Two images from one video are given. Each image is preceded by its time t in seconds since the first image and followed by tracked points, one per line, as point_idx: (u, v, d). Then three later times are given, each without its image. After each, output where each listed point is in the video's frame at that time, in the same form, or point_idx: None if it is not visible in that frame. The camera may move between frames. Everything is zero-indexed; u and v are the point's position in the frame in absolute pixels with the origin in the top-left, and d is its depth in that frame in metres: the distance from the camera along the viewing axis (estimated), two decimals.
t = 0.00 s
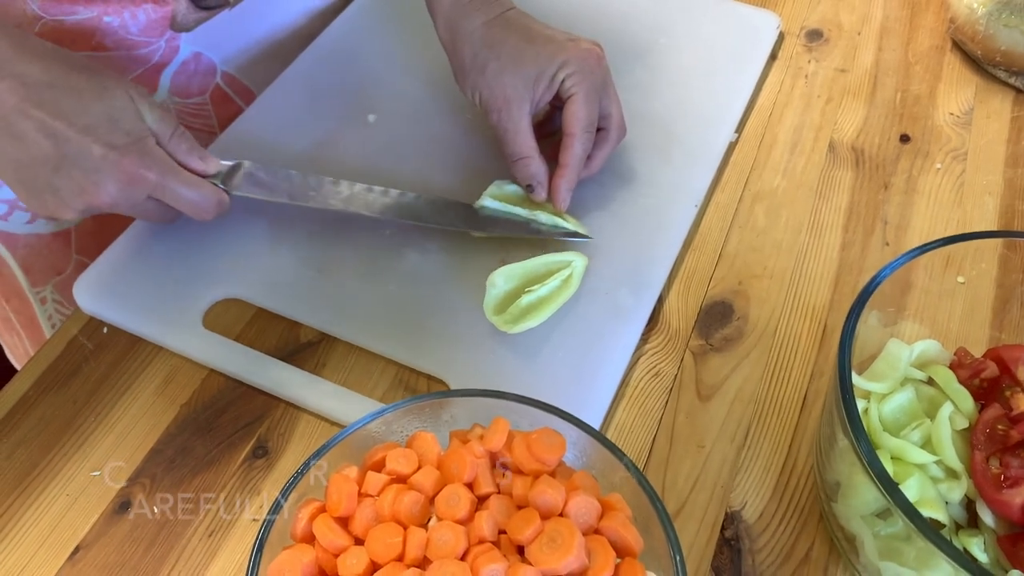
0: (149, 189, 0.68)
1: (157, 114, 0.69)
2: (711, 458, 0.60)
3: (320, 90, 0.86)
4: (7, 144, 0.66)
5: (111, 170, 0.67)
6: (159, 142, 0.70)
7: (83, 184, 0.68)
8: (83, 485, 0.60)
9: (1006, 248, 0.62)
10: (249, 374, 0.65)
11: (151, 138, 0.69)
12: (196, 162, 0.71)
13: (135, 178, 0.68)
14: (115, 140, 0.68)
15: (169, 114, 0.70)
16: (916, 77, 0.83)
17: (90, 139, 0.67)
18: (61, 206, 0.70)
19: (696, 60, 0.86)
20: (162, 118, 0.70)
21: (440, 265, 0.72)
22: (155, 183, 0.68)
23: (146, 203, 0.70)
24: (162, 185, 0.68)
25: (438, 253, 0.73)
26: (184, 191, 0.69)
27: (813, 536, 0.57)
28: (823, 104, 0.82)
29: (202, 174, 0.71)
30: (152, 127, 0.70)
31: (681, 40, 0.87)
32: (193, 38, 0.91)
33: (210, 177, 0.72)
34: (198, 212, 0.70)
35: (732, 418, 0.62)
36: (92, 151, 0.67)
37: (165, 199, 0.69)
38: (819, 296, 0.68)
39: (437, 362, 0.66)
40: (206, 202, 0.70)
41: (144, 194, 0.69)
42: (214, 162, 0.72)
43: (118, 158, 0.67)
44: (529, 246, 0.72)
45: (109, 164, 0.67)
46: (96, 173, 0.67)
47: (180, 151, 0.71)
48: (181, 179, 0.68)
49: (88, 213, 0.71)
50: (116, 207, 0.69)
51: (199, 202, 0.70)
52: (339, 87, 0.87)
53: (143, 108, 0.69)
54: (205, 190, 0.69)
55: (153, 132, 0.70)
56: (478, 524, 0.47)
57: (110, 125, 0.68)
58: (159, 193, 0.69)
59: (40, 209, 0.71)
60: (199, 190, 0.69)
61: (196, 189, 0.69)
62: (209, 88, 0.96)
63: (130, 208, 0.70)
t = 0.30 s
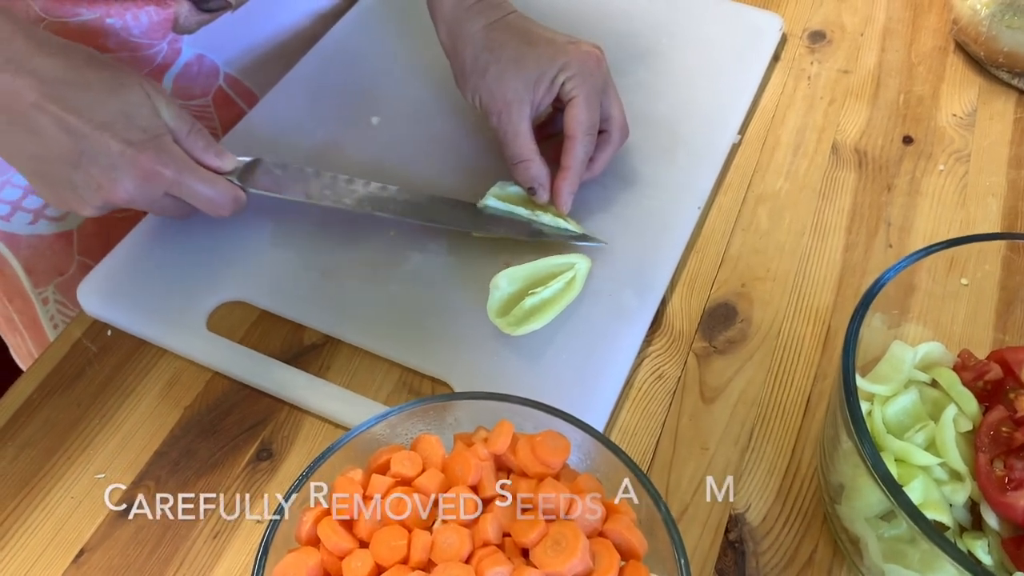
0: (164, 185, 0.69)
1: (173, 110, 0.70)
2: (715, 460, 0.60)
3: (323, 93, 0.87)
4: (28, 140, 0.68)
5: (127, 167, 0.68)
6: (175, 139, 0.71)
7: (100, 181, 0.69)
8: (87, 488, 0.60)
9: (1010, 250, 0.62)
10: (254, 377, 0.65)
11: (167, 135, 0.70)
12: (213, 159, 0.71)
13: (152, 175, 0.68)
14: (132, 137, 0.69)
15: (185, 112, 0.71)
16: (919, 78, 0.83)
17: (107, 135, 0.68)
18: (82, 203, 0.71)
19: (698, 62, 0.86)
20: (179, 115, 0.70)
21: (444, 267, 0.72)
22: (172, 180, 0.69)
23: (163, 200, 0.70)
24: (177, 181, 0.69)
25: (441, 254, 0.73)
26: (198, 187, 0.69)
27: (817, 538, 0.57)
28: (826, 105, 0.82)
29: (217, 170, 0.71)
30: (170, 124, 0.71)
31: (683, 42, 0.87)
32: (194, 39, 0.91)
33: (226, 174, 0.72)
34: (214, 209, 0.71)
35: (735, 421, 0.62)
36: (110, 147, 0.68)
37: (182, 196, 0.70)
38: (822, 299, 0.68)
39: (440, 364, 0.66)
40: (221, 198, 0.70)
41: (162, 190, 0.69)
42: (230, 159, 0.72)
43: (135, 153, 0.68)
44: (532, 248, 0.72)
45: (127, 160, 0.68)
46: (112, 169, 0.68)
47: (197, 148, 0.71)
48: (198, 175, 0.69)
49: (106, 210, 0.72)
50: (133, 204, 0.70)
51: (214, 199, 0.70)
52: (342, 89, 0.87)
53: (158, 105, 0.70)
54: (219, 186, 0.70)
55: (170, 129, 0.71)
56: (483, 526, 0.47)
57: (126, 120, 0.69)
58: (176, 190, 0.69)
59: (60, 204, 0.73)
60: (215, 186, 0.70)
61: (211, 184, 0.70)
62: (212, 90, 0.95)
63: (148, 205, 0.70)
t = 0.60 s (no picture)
0: (139, 168, 0.70)
1: (149, 94, 0.71)
2: (720, 461, 0.60)
3: (326, 94, 0.87)
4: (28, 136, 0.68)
5: (102, 150, 0.69)
6: (151, 122, 0.71)
7: (75, 163, 0.70)
8: (92, 489, 0.60)
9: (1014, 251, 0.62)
10: (258, 377, 0.65)
11: (141, 119, 0.71)
12: (186, 142, 0.72)
13: (125, 158, 0.69)
14: (107, 121, 0.69)
15: (161, 97, 0.72)
16: (923, 78, 0.83)
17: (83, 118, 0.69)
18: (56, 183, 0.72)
19: (703, 62, 0.86)
20: (154, 99, 0.71)
21: (448, 267, 0.72)
22: (145, 163, 0.69)
23: (137, 182, 0.71)
24: (152, 165, 0.69)
25: (446, 255, 0.73)
26: (173, 170, 0.70)
27: (823, 538, 0.57)
28: (830, 106, 0.82)
29: (194, 153, 0.72)
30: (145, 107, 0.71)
31: (687, 42, 0.87)
32: (205, 39, 0.91)
33: (201, 157, 0.73)
34: (190, 191, 0.72)
35: (740, 421, 0.62)
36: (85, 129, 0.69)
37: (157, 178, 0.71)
38: (827, 299, 0.68)
39: (445, 365, 0.66)
40: (196, 180, 0.71)
41: (135, 172, 0.70)
42: (205, 143, 0.73)
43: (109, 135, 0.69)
44: (536, 248, 0.72)
45: (101, 142, 0.69)
46: (87, 152, 0.69)
47: (172, 131, 0.72)
48: (171, 159, 0.70)
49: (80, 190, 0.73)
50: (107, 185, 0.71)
51: (189, 182, 0.71)
52: (346, 90, 0.87)
53: (134, 89, 0.71)
54: (195, 169, 0.71)
55: (145, 112, 0.71)
56: (489, 527, 0.47)
57: (103, 104, 0.69)
58: (149, 172, 0.70)
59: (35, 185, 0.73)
60: (189, 170, 0.71)
61: (186, 167, 0.71)
62: (220, 90, 0.95)
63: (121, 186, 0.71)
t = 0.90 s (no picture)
0: (143, 161, 0.70)
1: (154, 87, 0.71)
2: (726, 461, 0.60)
3: (331, 94, 0.87)
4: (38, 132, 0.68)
5: (107, 142, 0.70)
6: (156, 116, 0.72)
7: (80, 154, 0.71)
8: (98, 488, 0.60)
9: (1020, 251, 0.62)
10: (264, 377, 0.65)
11: (148, 112, 0.71)
12: (190, 136, 0.72)
13: (129, 151, 0.70)
14: (112, 113, 0.70)
15: (167, 89, 0.72)
16: (928, 78, 0.83)
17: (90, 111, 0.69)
18: (63, 174, 0.73)
19: (707, 63, 0.86)
20: (160, 92, 0.71)
21: (454, 267, 0.72)
22: (150, 156, 0.70)
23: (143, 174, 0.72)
24: (157, 158, 0.70)
25: (451, 255, 0.73)
26: (177, 165, 0.70)
27: (829, 538, 0.57)
28: (835, 106, 0.82)
29: (199, 147, 0.72)
30: (151, 100, 0.71)
31: (692, 42, 0.87)
32: (210, 37, 0.93)
33: (206, 151, 0.73)
34: (193, 185, 0.72)
35: (746, 421, 0.62)
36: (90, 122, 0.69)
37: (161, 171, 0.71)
38: (833, 299, 0.68)
39: (450, 365, 0.66)
40: (200, 174, 0.71)
41: (140, 165, 0.71)
42: (209, 136, 0.73)
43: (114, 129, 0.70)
44: (541, 248, 0.72)
45: (106, 133, 0.70)
46: (92, 144, 0.70)
47: (176, 125, 0.72)
48: (175, 153, 0.70)
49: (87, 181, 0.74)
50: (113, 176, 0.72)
51: (193, 176, 0.71)
52: (351, 90, 0.87)
53: (141, 82, 0.71)
54: (198, 163, 0.71)
55: (152, 105, 0.71)
56: (495, 527, 0.47)
57: (108, 97, 0.69)
58: (154, 166, 0.71)
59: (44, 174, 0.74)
60: (194, 164, 0.71)
61: (190, 161, 0.71)
62: (225, 89, 0.95)
63: (128, 178, 0.72)
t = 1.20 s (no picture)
0: (155, 156, 0.71)
1: (165, 82, 0.70)
2: (730, 463, 0.60)
3: (334, 95, 0.87)
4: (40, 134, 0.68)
5: (119, 138, 0.70)
6: (166, 109, 0.71)
7: (92, 150, 0.71)
8: (102, 490, 0.60)
9: None
10: (267, 379, 0.65)
11: (158, 107, 0.70)
12: (200, 130, 0.72)
13: (141, 147, 0.70)
14: (124, 109, 0.70)
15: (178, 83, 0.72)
16: (931, 79, 0.83)
17: (101, 108, 0.69)
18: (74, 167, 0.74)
19: (710, 65, 0.86)
20: (170, 86, 0.71)
21: (457, 269, 0.72)
22: (161, 152, 0.70)
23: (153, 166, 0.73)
24: (168, 154, 0.70)
25: (454, 256, 0.73)
26: (189, 160, 0.71)
27: (832, 541, 0.57)
28: (838, 107, 0.82)
29: (209, 141, 0.73)
30: (161, 94, 0.71)
31: (695, 44, 0.87)
32: (213, 40, 0.92)
33: (214, 144, 0.73)
34: (203, 179, 0.73)
35: (749, 423, 0.62)
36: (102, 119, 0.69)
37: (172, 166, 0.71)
38: (836, 301, 0.68)
39: (454, 367, 0.66)
40: (211, 170, 0.72)
41: (152, 159, 0.71)
42: (219, 131, 0.73)
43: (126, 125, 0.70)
44: (544, 250, 0.72)
45: (120, 130, 0.70)
46: (103, 140, 0.71)
47: (187, 120, 0.72)
48: (186, 149, 0.70)
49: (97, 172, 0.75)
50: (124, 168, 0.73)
51: (204, 171, 0.72)
52: (354, 93, 0.87)
53: (150, 75, 0.70)
54: (209, 159, 0.72)
55: (161, 99, 0.71)
56: (500, 529, 0.47)
57: (118, 94, 0.69)
58: (166, 161, 0.71)
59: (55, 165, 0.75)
60: (204, 159, 0.71)
61: (200, 157, 0.71)
62: (227, 91, 0.95)
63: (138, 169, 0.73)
